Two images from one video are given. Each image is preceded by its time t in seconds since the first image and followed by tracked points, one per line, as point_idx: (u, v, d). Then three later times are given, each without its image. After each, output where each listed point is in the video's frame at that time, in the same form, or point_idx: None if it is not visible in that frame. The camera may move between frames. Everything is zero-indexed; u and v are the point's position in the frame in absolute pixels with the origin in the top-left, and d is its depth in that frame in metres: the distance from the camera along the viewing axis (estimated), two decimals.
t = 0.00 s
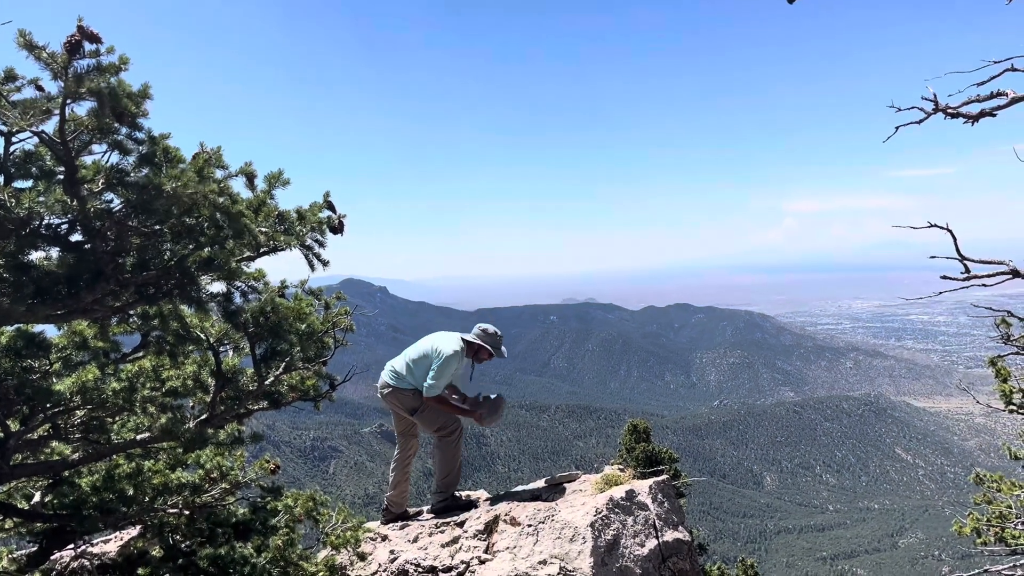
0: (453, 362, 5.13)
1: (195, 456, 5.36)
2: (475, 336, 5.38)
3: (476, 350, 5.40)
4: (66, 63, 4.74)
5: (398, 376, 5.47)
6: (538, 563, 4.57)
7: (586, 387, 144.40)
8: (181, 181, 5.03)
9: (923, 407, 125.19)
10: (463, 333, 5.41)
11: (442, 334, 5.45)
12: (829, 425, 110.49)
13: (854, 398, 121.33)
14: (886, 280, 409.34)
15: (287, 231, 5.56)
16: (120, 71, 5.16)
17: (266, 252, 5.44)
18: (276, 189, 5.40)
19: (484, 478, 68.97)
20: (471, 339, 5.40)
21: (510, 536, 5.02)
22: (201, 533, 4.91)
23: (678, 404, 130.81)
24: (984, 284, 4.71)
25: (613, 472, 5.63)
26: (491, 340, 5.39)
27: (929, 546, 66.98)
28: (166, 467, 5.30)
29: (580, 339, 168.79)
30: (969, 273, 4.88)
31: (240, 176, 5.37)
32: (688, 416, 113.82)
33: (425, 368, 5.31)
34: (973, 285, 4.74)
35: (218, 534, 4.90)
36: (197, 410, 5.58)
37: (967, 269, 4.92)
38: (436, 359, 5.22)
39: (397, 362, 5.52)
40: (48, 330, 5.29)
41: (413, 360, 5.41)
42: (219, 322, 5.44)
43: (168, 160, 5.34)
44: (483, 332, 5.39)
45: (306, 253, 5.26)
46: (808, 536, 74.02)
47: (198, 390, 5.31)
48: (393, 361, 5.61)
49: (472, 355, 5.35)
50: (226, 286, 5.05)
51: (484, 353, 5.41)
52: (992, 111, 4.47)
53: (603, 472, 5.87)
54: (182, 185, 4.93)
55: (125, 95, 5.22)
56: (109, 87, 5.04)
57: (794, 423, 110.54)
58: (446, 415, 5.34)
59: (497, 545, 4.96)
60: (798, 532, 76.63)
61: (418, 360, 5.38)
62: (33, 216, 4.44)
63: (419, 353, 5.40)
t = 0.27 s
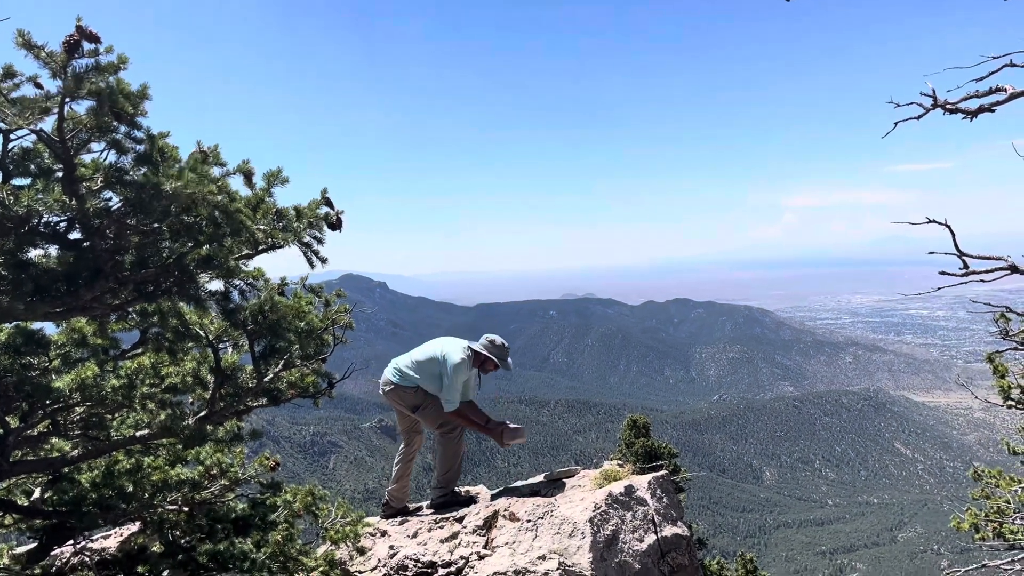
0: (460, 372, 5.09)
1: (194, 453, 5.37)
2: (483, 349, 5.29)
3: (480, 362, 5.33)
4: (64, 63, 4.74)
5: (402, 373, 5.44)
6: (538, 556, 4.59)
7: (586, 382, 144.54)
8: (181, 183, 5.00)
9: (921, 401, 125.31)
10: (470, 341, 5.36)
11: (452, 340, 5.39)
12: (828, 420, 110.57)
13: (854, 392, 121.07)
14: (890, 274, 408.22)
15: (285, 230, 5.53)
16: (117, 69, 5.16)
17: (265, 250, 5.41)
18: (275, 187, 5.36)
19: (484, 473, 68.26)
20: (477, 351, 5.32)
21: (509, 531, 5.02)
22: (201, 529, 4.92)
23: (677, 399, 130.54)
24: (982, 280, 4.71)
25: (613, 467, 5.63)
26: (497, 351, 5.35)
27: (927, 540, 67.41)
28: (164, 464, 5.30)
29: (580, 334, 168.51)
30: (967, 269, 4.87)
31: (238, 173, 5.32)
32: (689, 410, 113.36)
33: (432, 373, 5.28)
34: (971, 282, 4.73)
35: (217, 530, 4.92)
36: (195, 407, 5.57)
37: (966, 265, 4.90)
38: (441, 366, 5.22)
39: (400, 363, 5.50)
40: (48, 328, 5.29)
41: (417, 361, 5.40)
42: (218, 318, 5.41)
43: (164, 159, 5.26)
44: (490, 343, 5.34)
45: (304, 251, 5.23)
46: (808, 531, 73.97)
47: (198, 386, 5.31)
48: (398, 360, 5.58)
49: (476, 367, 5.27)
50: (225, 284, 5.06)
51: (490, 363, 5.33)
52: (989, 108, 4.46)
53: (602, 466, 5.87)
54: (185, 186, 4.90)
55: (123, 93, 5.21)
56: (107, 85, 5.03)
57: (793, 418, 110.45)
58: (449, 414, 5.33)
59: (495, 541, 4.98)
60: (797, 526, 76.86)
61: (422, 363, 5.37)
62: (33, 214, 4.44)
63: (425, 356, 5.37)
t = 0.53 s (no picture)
0: (459, 391, 4.52)
1: (148, 469, 4.71)
2: (485, 369, 4.66)
3: (477, 379, 4.69)
4: None
5: (387, 381, 4.82)
6: None
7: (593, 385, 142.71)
8: (128, 155, 4.32)
9: (971, 415, 118.02)
10: (467, 355, 4.76)
11: (448, 351, 4.79)
12: (872, 430, 103.26)
13: (902, 399, 116.19)
14: (901, 271, 400.50)
15: (250, 213, 4.83)
16: (56, 28, 4.52)
17: (229, 235, 4.75)
18: (237, 164, 4.65)
19: (478, 491, 62.04)
20: (474, 366, 4.69)
21: (508, 558, 4.37)
22: (154, 557, 4.27)
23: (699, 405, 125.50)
24: None
25: (626, 484, 4.97)
26: (497, 366, 4.72)
27: (986, 567, 59.88)
28: (114, 481, 4.65)
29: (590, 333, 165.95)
30: None
31: (195, 148, 4.62)
32: (715, 420, 107.63)
33: (425, 388, 4.69)
34: None
35: (175, 556, 4.27)
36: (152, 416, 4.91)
37: None
38: (436, 381, 4.64)
39: (384, 372, 4.87)
40: None
41: (409, 371, 4.78)
42: (173, 316, 4.70)
43: (109, 128, 4.53)
44: (490, 357, 4.73)
45: (272, 238, 4.54)
46: (854, 558, 65.57)
47: (151, 393, 4.65)
48: (381, 369, 4.95)
49: (473, 386, 4.62)
50: (179, 274, 4.38)
51: (488, 382, 4.71)
52: None
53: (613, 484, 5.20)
54: (134, 162, 4.24)
55: (62, 55, 4.53)
56: (43, 45, 4.37)
57: (833, 428, 102.82)
58: (442, 428, 4.72)
59: (493, 569, 4.33)
60: (839, 552, 68.53)
61: (413, 371, 4.75)
62: None
63: (415, 366, 4.77)
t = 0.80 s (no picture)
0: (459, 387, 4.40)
1: (143, 463, 4.66)
2: (490, 369, 4.52)
3: (479, 377, 4.56)
4: None
5: (388, 376, 4.74)
6: None
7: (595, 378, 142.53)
8: (122, 146, 4.22)
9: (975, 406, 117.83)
10: (469, 352, 4.64)
11: (451, 348, 4.71)
12: (877, 422, 103.00)
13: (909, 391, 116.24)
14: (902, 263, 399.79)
15: (245, 202, 4.74)
16: (50, 16, 4.45)
17: (223, 225, 4.65)
18: (234, 152, 4.57)
19: (479, 485, 62.03)
20: (476, 364, 4.56)
21: (508, 553, 4.31)
22: (149, 551, 4.22)
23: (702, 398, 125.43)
24: None
25: (628, 477, 4.90)
26: (501, 365, 4.57)
27: (993, 562, 59.75)
28: (109, 475, 4.58)
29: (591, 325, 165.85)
30: None
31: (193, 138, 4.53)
32: (718, 413, 107.19)
33: (428, 385, 4.60)
34: None
35: (170, 551, 4.22)
36: (147, 408, 4.84)
37: None
38: (438, 377, 4.55)
39: (385, 367, 4.79)
40: None
41: (412, 366, 4.70)
42: (169, 307, 4.63)
43: (102, 117, 4.41)
44: (492, 355, 4.59)
45: (267, 229, 4.47)
46: (855, 550, 65.72)
47: (146, 385, 4.58)
48: (382, 364, 4.86)
49: (477, 384, 4.48)
50: (175, 266, 4.30)
51: (491, 382, 4.57)
52: None
53: (614, 477, 5.12)
54: (126, 153, 4.14)
55: (55, 43, 4.43)
56: (36, 35, 4.29)
57: (838, 421, 102.54)
58: (445, 425, 4.64)
59: (492, 563, 4.27)
60: (842, 546, 67.84)
61: (416, 368, 4.66)
62: None
63: (417, 361, 4.69)
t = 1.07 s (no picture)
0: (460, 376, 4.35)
1: (138, 455, 4.64)
2: (490, 358, 4.46)
3: (479, 366, 4.51)
4: None
5: (387, 365, 4.69)
6: None
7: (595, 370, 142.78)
8: (116, 133, 4.18)
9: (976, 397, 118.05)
10: (468, 340, 4.60)
11: (449, 336, 4.65)
12: (880, 413, 103.03)
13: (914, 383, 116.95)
14: (902, 254, 399.56)
15: (240, 191, 4.69)
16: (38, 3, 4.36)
17: (218, 212, 4.58)
18: (228, 140, 4.52)
19: (478, 478, 62.34)
20: (475, 352, 4.52)
21: (507, 544, 4.28)
22: (146, 544, 4.18)
23: (703, 390, 125.56)
24: None
25: (628, 469, 4.86)
26: (501, 353, 4.54)
27: (997, 554, 60.08)
28: (104, 468, 4.54)
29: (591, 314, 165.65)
30: None
31: (186, 126, 4.47)
32: (719, 405, 107.28)
33: (426, 374, 4.55)
34: None
35: (166, 545, 4.17)
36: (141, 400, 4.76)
37: None
38: (438, 365, 4.49)
39: (384, 355, 4.73)
40: None
41: (410, 355, 4.64)
42: (164, 297, 4.56)
43: (94, 104, 4.36)
44: (492, 343, 4.54)
45: (263, 218, 4.42)
46: (857, 543, 66.15)
47: (140, 377, 4.50)
48: (381, 352, 4.82)
49: (476, 373, 4.44)
50: (170, 255, 4.24)
51: (491, 371, 4.51)
52: None
53: (614, 469, 5.07)
54: (118, 142, 4.08)
55: (45, 29, 4.34)
56: (27, 22, 4.22)
57: (840, 414, 102.52)
58: (443, 413, 4.61)
59: (492, 556, 4.24)
60: (845, 538, 68.02)
61: (415, 356, 4.62)
62: None
63: (414, 351, 4.63)
